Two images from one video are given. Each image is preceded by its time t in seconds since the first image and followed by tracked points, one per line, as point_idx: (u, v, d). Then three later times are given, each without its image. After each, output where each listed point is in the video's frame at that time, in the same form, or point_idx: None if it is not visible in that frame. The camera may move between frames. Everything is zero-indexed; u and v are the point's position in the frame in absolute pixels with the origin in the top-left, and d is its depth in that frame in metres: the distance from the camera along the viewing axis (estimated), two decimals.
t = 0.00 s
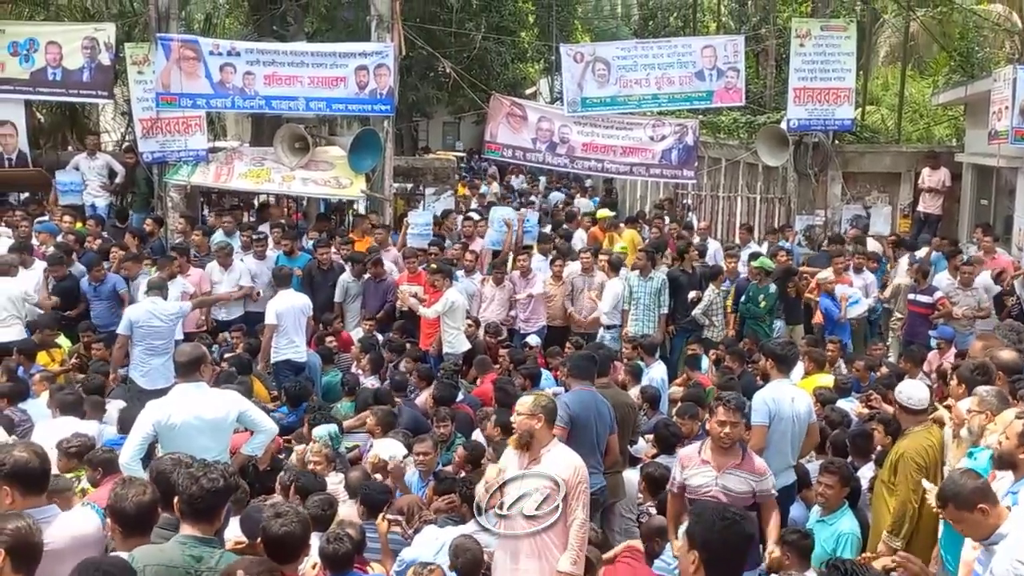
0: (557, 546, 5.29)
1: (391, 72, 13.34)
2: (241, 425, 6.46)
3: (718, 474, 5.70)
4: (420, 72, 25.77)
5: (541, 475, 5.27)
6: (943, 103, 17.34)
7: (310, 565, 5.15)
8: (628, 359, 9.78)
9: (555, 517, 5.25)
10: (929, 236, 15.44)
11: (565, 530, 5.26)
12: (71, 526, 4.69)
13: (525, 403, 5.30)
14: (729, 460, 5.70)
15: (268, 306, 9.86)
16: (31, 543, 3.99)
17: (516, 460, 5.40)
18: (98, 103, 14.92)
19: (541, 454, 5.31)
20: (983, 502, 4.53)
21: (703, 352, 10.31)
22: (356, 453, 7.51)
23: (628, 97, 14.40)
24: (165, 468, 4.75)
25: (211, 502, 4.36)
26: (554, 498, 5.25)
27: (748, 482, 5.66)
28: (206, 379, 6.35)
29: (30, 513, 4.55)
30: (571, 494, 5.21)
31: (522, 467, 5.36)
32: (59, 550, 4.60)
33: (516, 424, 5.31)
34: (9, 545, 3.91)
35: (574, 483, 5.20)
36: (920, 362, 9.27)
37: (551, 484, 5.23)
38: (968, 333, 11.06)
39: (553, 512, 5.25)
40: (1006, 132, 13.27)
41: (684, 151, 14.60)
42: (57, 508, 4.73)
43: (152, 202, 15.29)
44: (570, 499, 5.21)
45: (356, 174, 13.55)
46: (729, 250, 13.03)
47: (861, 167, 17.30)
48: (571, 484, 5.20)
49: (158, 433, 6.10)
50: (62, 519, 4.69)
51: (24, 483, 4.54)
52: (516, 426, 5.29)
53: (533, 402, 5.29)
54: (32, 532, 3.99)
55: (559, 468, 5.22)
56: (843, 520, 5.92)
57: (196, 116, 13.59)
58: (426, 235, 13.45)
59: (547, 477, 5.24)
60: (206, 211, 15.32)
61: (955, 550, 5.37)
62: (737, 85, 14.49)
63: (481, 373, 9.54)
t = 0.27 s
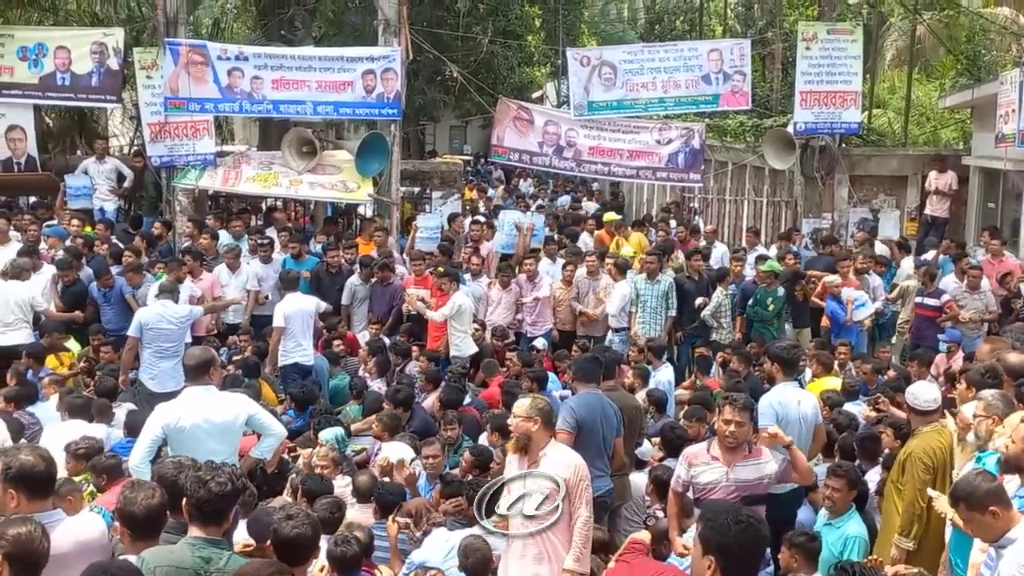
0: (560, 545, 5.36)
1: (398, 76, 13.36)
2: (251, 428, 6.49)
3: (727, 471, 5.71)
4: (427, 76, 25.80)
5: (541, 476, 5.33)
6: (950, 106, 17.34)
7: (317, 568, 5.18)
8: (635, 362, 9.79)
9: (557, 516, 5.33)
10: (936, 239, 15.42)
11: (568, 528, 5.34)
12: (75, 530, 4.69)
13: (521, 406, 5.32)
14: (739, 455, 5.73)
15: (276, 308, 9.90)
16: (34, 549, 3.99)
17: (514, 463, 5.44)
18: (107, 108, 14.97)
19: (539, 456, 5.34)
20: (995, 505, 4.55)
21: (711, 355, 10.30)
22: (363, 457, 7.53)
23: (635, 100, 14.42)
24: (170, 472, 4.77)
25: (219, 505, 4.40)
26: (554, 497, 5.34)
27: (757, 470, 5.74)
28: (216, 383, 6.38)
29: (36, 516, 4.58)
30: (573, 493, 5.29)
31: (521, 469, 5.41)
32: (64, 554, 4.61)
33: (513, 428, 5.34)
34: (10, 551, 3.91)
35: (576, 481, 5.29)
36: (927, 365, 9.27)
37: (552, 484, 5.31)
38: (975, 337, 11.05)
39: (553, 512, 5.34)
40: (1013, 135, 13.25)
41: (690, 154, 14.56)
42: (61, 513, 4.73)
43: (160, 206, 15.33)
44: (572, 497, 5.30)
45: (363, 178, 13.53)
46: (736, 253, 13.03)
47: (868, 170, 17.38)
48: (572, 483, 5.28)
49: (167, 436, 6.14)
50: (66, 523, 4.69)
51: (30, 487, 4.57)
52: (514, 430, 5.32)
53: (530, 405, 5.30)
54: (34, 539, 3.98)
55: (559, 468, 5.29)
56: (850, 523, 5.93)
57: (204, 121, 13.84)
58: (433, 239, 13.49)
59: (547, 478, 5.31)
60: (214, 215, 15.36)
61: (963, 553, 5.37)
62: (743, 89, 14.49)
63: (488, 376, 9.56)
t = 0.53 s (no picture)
0: (562, 544, 5.36)
1: (402, 77, 13.35)
2: (257, 431, 6.48)
3: (729, 471, 5.75)
4: (432, 77, 25.82)
5: (544, 476, 5.34)
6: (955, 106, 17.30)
7: (322, 570, 5.16)
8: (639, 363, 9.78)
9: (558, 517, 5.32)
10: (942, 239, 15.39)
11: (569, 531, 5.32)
12: (73, 533, 4.67)
13: (526, 407, 5.37)
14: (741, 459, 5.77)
15: (281, 309, 9.90)
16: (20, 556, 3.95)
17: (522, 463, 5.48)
18: (111, 110, 14.99)
19: (543, 457, 5.36)
20: (1002, 502, 4.54)
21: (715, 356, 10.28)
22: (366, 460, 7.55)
23: (639, 101, 14.40)
24: (170, 476, 4.77)
25: (222, 506, 4.39)
26: (555, 498, 5.33)
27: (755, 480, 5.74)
28: (223, 385, 6.36)
29: (30, 519, 4.56)
30: (574, 495, 5.26)
31: (528, 469, 5.45)
32: (62, 557, 4.59)
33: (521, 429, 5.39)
34: None
35: (576, 483, 5.26)
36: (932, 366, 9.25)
37: (553, 485, 5.31)
38: (981, 337, 11.03)
39: (553, 512, 5.33)
40: (1019, 135, 13.21)
41: (695, 155, 14.55)
42: (60, 514, 4.71)
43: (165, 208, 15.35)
44: (574, 499, 5.27)
45: (367, 179, 13.54)
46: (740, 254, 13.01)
47: (873, 170, 17.36)
48: (573, 485, 5.26)
49: (173, 437, 6.15)
50: (64, 526, 4.67)
51: (26, 487, 4.58)
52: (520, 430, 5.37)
53: (536, 406, 5.36)
54: (21, 545, 3.95)
55: (560, 470, 5.28)
56: (856, 524, 5.91)
57: (209, 123, 13.87)
58: (438, 240, 13.50)
59: (550, 478, 5.32)
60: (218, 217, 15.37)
61: (969, 553, 5.35)
62: (748, 90, 14.46)
63: (492, 377, 9.55)
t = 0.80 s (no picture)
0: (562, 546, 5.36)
1: (402, 78, 13.34)
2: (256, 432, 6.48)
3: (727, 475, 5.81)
4: (432, 78, 25.81)
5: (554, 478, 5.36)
6: (956, 105, 17.28)
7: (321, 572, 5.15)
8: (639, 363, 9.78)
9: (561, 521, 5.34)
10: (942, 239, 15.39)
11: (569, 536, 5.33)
12: (66, 537, 4.66)
13: (543, 409, 5.41)
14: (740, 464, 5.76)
15: (283, 310, 9.90)
16: None
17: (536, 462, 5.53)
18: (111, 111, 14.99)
19: (557, 459, 5.39)
20: (1003, 496, 4.55)
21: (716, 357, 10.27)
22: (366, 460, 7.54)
23: (639, 101, 14.38)
24: (165, 479, 4.75)
25: (219, 508, 4.39)
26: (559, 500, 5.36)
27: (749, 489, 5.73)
28: (222, 387, 6.35)
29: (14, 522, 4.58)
30: (579, 501, 5.30)
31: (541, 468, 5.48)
32: (55, 559, 4.59)
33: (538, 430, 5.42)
34: None
35: (583, 491, 5.29)
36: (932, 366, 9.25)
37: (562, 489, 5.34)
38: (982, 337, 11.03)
39: (553, 513, 5.35)
40: (1019, 135, 13.21)
41: (695, 156, 14.55)
42: (52, 518, 4.70)
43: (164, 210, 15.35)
44: (580, 505, 5.30)
45: (367, 180, 13.53)
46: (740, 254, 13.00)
47: (873, 170, 17.35)
48: (580, 493, 5.29)
49: (174, 440, 6.12)
50: (55, 530, 4.65)
51: (11, 485, 4.63)
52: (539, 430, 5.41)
53: (555, 408, 5.39)
54: None
55: (570, 475, 5.30)
56: (856, 524, 5.89)
57: (208, 124, 13.87)
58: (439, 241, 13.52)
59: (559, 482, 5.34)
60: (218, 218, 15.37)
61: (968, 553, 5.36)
62: (748, 90, 14.45)
63: (492, 378, 9.55)
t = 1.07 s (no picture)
0: (569, 550, 5.24)
1: (403, 80, 13.34)
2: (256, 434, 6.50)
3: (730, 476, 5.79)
4: (433, 80, 25.83)
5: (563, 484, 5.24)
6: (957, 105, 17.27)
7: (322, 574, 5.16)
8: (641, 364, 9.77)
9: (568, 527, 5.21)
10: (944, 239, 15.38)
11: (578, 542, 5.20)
12: (60, 540, 4.65)
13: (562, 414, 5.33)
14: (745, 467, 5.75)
15: (286, 312, 9.90)
16: None
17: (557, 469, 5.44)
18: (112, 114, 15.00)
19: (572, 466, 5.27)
20: (1010, 488, 4.51)
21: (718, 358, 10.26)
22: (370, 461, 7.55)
23: (640, 102, 14.37)
24: (166, 482, 4.75)
25: (220, 510, 4.39)
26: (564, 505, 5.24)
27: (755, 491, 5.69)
28: (223, 390, 6.33)
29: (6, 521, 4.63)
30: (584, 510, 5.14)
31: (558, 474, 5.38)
32: (51, 561, 4.60)
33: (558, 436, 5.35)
34: None
35: (588, 500, 5.13)
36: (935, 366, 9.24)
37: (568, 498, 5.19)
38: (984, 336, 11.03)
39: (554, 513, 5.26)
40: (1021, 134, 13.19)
41: (696, 156, 14.55)
42: (47, 518, 4.71)
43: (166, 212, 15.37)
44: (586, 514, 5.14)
45: (369, 182, 13.55)
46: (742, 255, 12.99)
47: (875, 170, 17.33)
48: (584, 501, 5.13)
49: (178, 442, 6.09)
50: (50, 532, 4.66)
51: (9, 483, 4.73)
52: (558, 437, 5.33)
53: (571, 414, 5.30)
54: None
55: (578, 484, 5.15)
56: (859, 524, 5.89)
57: (209, 127, 13.85)
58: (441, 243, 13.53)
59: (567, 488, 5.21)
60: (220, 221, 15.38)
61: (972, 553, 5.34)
62: (749, 90, 14.43)
63: (494, 380, 9.55)
